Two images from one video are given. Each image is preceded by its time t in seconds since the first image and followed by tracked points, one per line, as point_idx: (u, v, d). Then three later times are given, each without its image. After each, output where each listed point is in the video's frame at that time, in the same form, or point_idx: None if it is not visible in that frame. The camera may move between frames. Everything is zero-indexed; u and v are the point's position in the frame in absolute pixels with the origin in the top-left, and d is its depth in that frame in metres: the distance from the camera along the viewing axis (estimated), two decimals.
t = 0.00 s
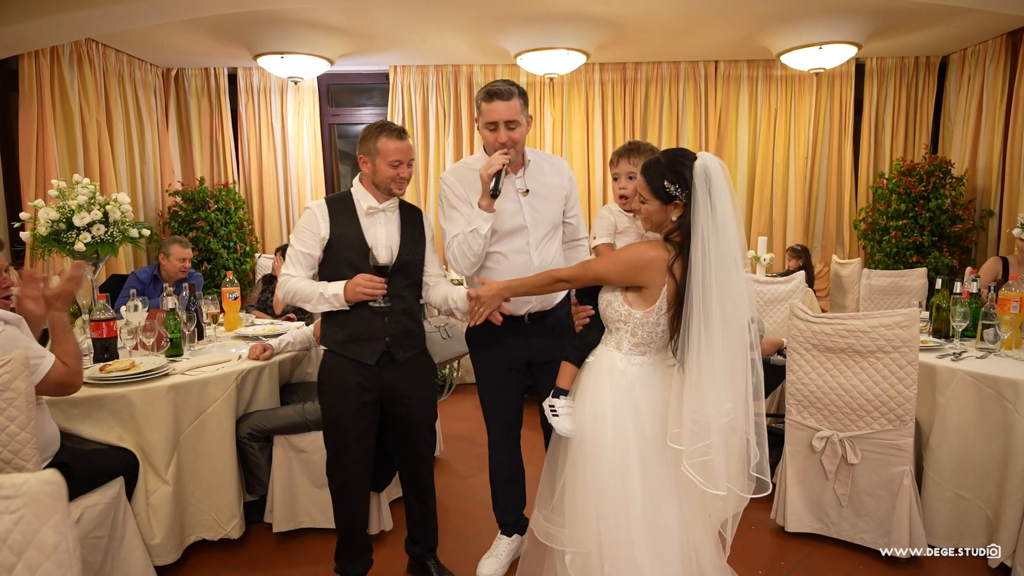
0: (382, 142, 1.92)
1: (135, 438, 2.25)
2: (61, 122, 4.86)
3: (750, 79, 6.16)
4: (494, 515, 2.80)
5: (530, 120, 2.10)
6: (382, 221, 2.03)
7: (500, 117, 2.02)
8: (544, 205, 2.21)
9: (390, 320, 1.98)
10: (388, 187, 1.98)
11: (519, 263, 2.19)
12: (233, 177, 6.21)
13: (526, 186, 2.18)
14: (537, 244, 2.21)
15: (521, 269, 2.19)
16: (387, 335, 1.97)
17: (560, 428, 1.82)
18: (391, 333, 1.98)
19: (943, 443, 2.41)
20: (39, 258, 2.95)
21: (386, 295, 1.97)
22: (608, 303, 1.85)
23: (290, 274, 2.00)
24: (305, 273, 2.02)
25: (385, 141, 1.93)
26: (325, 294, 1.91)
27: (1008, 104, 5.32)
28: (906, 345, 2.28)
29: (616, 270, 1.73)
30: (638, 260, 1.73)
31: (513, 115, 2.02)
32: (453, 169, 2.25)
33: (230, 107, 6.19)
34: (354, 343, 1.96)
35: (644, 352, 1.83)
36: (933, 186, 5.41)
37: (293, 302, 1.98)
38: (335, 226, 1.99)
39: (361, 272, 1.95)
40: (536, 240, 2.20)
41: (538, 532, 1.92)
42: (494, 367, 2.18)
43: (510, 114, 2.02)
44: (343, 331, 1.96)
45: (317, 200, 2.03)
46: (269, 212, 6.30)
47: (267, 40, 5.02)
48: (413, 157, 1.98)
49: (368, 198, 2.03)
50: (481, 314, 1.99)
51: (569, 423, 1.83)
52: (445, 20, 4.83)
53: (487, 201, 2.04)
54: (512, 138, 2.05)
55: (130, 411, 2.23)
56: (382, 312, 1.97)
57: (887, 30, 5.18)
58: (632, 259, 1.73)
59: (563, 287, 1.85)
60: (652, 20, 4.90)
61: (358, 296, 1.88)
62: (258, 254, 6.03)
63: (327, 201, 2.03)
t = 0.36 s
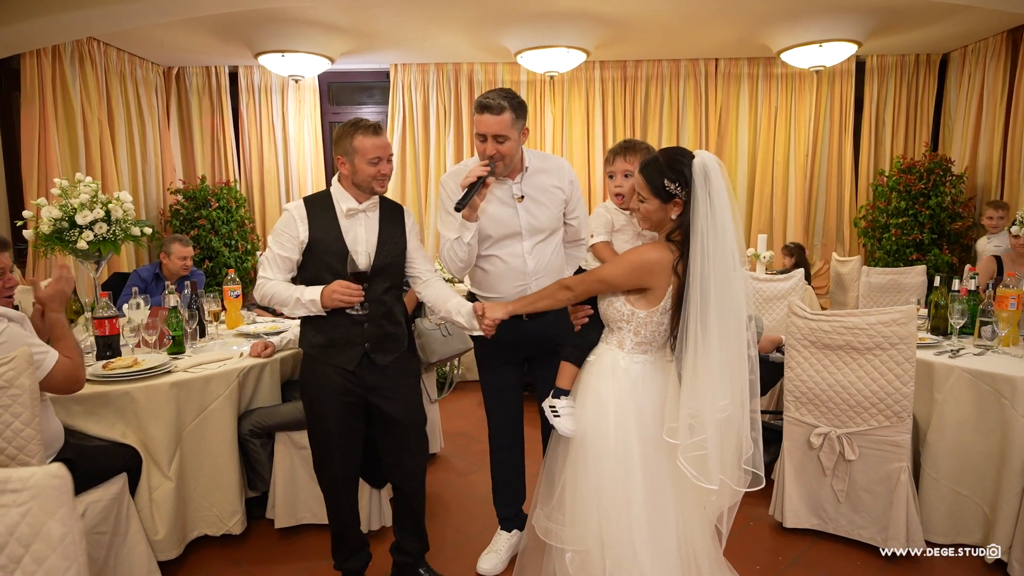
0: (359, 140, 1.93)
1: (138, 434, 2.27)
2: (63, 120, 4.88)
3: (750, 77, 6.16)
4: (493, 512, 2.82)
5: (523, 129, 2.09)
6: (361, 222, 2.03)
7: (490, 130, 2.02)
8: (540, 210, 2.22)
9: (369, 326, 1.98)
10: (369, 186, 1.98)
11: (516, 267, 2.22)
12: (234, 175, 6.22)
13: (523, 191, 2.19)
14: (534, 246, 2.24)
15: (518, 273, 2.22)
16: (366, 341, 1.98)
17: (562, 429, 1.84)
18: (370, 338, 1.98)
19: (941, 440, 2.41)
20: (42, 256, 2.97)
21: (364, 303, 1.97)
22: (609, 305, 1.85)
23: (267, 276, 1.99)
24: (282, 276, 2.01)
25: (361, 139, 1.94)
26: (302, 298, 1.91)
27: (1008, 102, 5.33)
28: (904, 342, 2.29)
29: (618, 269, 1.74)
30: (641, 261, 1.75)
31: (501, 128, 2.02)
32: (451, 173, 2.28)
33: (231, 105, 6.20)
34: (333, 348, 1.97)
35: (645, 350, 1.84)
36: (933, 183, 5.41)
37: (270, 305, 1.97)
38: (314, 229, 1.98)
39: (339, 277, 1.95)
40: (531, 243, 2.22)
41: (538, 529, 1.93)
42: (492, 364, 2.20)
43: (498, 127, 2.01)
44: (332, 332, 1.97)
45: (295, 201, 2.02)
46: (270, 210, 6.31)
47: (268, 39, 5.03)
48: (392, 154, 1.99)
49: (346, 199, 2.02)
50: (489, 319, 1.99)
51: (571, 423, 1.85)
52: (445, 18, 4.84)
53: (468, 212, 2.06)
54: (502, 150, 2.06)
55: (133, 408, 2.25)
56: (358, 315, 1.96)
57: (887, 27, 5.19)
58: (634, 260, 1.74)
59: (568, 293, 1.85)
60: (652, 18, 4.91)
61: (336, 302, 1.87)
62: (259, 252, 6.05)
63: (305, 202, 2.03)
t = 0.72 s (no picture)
0: (358, 137, 1.95)
1: (143, 433, 2.29)
2: (65, 119, 4.90)
3: (750, 76, 6.18)
4: (494, 510, 2.84)
5: (536, 135, 2.15)
6: (363, 222, 2.05)
7: (501, 137, 2.09)
8: (555, 213, 2.29)
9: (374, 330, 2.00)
10: (370, 185, 2.00)
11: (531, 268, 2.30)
12: (235, 174, 6.23)
13: (539, 196, 2.28)
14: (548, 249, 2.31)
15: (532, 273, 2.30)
16: (372, 342, 2.00)
17: (563, 436, 1.85)
18: (375, 340, 2.00)
19: (938, 440, 2.44)
20: (46, 255, 2.98)
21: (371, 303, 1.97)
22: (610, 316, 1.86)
23: (271, 281, 1.99)
24: (286, 281, 2.01)
25: (360, 137, 1.95)
26: (307, 302, 1.91)
27: (1007, 103, 5.35)
28: (902, 342, 2.31)
29: (621, 285, 1.77)
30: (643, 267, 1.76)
31: (511, 137, 2.08)
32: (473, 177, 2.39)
33: (232, 104, 6.22)
34: (340, 350, 1.98)
35: (645, 352, 1.86)
36: (932, 184, 5.44)
37: (275, 310, 1.98)
38: (316, 232, 1.98)
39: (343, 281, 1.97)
40: (546, 247, 2.30)
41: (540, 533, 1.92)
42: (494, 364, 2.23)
43: (508, 134, 2.09)
44: (338, 334, 1.98)
45: (294, 205, 2.03)
46: (271, 208, 6.32)
47: (270, 37, 5.04)
48: (389, 152, 2.01)
49: (344, 198, 2.03)
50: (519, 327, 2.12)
51: (572, 429, 1.86)
52: (447, 17, 4.85)
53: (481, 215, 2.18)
54: (514, 157, 2.13)
55: (138, 407, 2.27)
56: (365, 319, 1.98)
57: (887, 28, 5.20)
58: (635, 268, 1.76)
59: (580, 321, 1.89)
60: (653, 18, 4.92)
61: (343, 304, 1.88)
62: (260, 250, 6.08)
63: (304, 205, 2.03)
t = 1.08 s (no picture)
0: (384, 148, 1.95)
1: (148, 433, 2.29)
2: (67, 118, 4.90)
3: (753, 74, 6.17)
4: (499, 509, 2.84)
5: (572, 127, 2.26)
6: (385, 227, 2.04)
7: (538, 125, 2.21)
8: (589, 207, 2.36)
9: (391, 329, 1.99)
10: (398, 195, 1.99)
11: (561, 262, 2.36)
12: (237, 173, 6.23)
13: (575, 191, 2.35)
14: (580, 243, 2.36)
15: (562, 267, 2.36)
16: (388, 344, 2.00)
17: (573, 441, 1.84)
18: (393, 341, 2.00)
19: (944, 439, 2.43)
20: (50, 254, 2.98)
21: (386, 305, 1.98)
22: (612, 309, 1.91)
23: (290, 279, 2.01)
24: (305, 279, 2.02)
25: (386, 147, 1.95)
26: (322, 301, 1.92)
27: (1010, 101, 5.33)
28: (908, 342, 2.31)
29: (640, 288, 1.76)
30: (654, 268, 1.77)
31: (547, 125, 2.19)
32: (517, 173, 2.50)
33: (234, 102, 6.21)
34: (354, 351, 1.99)
35: (653, 357, 1.87)
36: (935, 182, 5.43)
37: (292, 307, 1.99)
38: (336, 232, 1.98)
39: (359, 281, 1.96)
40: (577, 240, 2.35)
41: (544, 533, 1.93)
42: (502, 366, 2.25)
43: (543, 122, 2.20)
44: (353, 334, 1.99)
45: (317, 205, 2.02)
46: (273, 207, 6.31)
47: (272, 36, 5.04)
48: (414, 160, 2.01)
49: (370, 206, 2.03)
50: (498, 334, 2.03)
51: (583, 435, 1.85)
52: (450, 15, 4.84)
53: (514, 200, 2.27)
54: (550, 144, 2.23)
55: (143, 407, 2.26)
56: (381, 322, 1.98)
57: (890, 26, 5.19)
58: (646, 272, 1.77)
59: (587, 327, 1.84)
60: (656, 16, 4.91)
61: (354, 305, 1.89)
62: (263, 249, 6.08)
63: (327, 206, 2.02)
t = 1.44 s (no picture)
0: (400, 157, 1.95)
1: (153, 433, 2.30)
2: (69, 119, 4.91)
3: (753, 75, 6.19)
4: (502, 509, 2.86)
5: (598, 119, 2.40)
6: (404, 238, 2.04)
7: (568, 109, 2.34)
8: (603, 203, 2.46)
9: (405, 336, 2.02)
10: (416, 202, 1.99)
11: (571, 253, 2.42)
12: (238, 173, 6.24)
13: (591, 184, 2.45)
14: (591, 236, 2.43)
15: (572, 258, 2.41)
16: (401, 349, 2.02)
17: (578, 441, 1.86)
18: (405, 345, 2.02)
19: (943, 439, 2.45)
20: (54, 255, 2.99)
21: (403, 316, 1.98)
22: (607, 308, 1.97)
23: (310, 290, 2.04)
24: (325, 290, 2.05)
25: (400, 155, 1.95)
26: (343, 312, 1.95)
27: (1008, 102, 5.35)
28: (907, 342, 2.33)
29: (640, 290, 1.80)
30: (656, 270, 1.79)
31: (576, 107, 2.33)
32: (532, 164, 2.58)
33: (235, 102, 6.22)
34: (365, 353, 2.02)
35: (655, 360, 1.88)
36: (933, 182, 5.45)
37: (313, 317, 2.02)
38: (355, 243, 1.99)
39: (379, 295, 1.98)
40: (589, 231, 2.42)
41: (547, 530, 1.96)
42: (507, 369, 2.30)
43: (574, 104, 2.32)
44: (373, 340, 2.01)
45: (335, 217, 2.03)
46: (274, 208, 6.32)
47: (273, 37, 5.05)
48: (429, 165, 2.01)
49: (388, 217, 2.02)
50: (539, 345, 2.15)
51: (587, 435, 1.87)
52: (452, 16, 4.85)
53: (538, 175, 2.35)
54: (577, 127, 2.35)
55: (147, 407, 2.27)
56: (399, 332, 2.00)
57: (889, 27, 5.21)
58: (648, 276, 1.79)
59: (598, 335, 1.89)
60: (656, 17, 4.92)
61: (376, 317, 1.89)
62: (263, 249, 6.09)
63: (345, 215, 2.03)
